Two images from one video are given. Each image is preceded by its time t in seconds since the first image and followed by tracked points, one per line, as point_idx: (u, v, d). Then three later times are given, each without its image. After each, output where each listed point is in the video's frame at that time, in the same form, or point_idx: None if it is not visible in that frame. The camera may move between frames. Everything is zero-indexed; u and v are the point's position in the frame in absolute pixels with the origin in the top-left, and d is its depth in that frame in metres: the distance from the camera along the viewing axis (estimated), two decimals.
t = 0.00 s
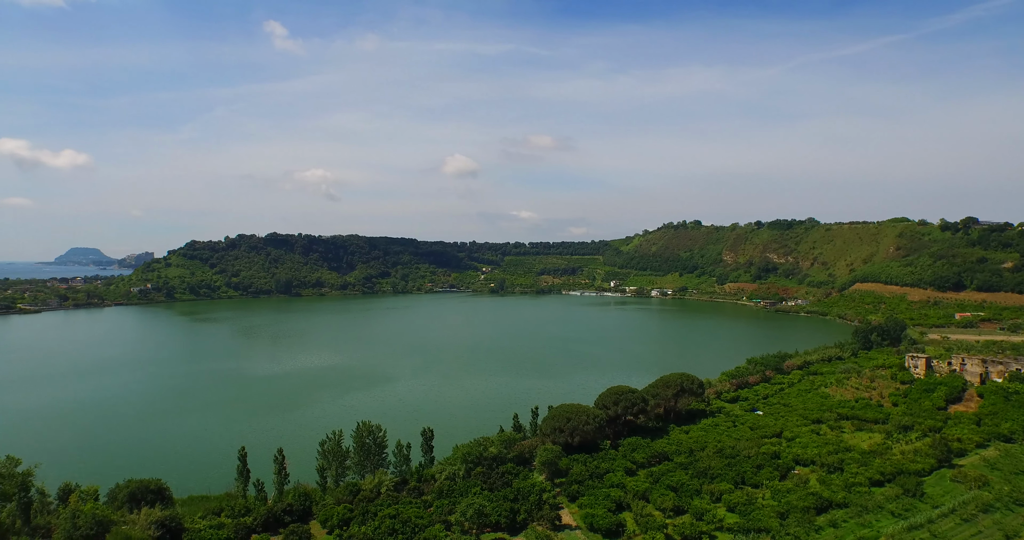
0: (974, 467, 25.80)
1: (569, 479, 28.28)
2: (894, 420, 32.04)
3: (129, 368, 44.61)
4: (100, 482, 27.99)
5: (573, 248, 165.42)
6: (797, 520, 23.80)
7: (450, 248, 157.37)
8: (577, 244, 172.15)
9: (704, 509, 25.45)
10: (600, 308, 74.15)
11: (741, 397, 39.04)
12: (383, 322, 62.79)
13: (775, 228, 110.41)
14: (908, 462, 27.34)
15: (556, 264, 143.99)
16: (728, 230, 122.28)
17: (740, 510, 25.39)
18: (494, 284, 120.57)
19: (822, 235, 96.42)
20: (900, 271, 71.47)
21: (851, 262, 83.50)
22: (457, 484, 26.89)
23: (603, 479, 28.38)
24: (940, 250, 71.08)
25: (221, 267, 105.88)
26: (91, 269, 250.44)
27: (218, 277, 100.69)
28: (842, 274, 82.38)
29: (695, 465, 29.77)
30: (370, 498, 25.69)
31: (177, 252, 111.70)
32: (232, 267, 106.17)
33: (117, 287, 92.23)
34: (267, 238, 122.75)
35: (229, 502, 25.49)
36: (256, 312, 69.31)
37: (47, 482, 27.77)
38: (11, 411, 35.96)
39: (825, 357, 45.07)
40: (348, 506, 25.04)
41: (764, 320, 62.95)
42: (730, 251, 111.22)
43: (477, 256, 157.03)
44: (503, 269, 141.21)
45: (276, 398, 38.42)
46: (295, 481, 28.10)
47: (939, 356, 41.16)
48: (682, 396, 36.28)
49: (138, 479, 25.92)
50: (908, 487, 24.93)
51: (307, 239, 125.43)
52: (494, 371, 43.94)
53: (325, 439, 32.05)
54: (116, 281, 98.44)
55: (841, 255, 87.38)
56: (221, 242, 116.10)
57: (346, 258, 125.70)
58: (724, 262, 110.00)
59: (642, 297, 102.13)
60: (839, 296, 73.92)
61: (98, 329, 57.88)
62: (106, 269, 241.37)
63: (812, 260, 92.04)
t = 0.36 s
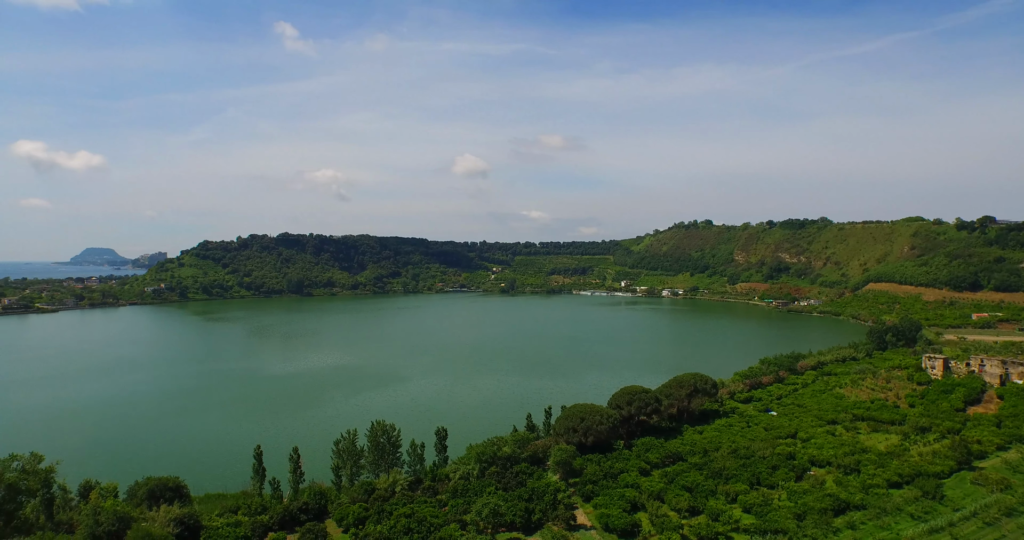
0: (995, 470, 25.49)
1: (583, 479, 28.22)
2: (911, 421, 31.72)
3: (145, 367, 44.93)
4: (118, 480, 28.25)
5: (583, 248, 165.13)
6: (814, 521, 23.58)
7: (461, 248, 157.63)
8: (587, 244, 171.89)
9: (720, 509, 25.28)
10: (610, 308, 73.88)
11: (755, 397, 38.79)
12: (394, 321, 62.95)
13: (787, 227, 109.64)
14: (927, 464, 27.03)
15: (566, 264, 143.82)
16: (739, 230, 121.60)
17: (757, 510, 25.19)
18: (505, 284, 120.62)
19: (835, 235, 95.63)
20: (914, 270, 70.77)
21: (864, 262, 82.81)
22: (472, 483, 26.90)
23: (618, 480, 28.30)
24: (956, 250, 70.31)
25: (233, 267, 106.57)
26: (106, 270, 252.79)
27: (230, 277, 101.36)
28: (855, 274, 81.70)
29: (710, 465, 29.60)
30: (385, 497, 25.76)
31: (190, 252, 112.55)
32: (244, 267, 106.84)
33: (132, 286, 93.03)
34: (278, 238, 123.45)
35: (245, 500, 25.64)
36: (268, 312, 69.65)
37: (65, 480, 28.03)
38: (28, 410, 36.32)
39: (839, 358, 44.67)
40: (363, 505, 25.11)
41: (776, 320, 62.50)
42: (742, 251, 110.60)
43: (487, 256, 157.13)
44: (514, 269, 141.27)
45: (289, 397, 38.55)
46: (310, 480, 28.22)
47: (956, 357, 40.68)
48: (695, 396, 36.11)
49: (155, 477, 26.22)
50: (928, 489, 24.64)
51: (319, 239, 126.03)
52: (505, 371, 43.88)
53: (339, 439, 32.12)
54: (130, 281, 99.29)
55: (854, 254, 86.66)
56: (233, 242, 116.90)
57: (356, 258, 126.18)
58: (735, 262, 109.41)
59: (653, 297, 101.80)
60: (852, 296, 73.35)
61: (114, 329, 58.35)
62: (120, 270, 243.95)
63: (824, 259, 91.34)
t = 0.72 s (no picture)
0: None
1: (604, 480, 28.08)
2: (940, 426, 31.07)
3: (169, 365, 45.65)
4: (147, 476, 28.76)
5: (601, 248, 164.59)
6: (842, 526, 23.15)
7: (478, 248, 158.04)
8: (607, 244, 171.48)
9: (745, 512, 24.95)
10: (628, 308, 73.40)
11: (777, 399, 38.26)
12: (413, 321, 63.28)
13: (808, 227, 108.20)
14: (958, 469, 26.46)
15: (584, 264, 143.47)
16: (759, 230, 120.31)
17: (782, 514, 24.80)
18: (522, 284, 120.61)
19: (858, 235, 94.17)
20: (940, 271, 69.39)
21: (888, 262, 81.48)
22: (494, 483, 26.93)
23: (640, 481, 28.12)
24: (984, 250, 68.80)
25: (254, 267, 108.02)
26: (131, 269, 257.56)
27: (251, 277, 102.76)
28: (878, 274, 80.39)
29: (733, 468, 29.26)
30: (408, 497, 25.88)
31: (212, 252, 114.34)
32: (265, 267, 108.24)
33: (155, 286, 94.71)
34: (298, 238, 124.89)
35: (270, 498, 25.93)
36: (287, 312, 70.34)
37: (95, 476, 28.58)
38: (59, 407, 37.11)
39: (863, 360, 43.92)
40: (386, 504, 25.25)
41: (797, 321, 61.69)
42: (762, 251, 109.40)
43: (506, 256, 157.36)
44: (531, 269, 141.26)
45: (310, 396, 38.86)
46: (333, 479, 28.44)
47: (987, 361, 39.77)
48: (717, 397, 35.77)
49: (182, 474, 26.71)
50: (960, 495, 24.11)
51: (338, 239, 127.28)
52: (525, 371, 43.82)
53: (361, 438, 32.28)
54: (155, 281, 101.20)
55: (878, 255, 85.25)
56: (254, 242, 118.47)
57: (375, 258, 127.16)
58: (755, 262, 108.27)
59: (672, 298, 101.16)
60: (876, 296, 72.15)
61: (140, 328, 59.45)
62: (145, 270, 249.05)
63: (846, 260, 90.04)
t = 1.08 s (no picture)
0: None
1: (635, 481, 27.83)
2: (984, 431, 30.00)
3: (204, 363, 46.68)
4: (185, 471, 29.44)
5: (627, 248, 163.32)
6: (882, 533, 22.38)
7: (504, 248, 158.36)
8: (633, 244, 170.02)
9: (779, 516, 24.38)
10: (655, 309, 72.56)
11: (810, 402, 37.38)
12: (439, 321, 63.67)
13: (839, 227, 105.80)
14: (1005, 478, 25.49)
15: (611, 264, 142.58)
16: (789, 229, 118.04)
17: (817, 519, 24.15)
18: (548, 284, 120.32)
19: (892, 234, 91.78)
20: (980, 271, 66.85)
21: (924, 262, 79.24)
22: (524, 483, 26.93)
23: (671, 483, 27.78)
24: None
25: (283, 267, 109.89)
26: (166, 269, 264.47)
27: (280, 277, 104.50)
28: (914, 275, 78.19)
29: (766, 471, 28.64)
30: (438, 495, 26.00)
31: (243, 252, 116.72)
32: (293, 267, 110.04)
33: (188, 285, 96.98)
34: (326, 238, 126.73)
35: (303, 495, 26.29)
36: (316, 311, 71.25)
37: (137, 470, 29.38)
38: (100, 402, 38.25)
39: (899, 362, 42.72)
40: (417, 502, 25.40)
41: (829, 322, 60.32)
42: (792, 251, 107.33)
43: (532, 256, 157.27)
44: (557, 269, 140.65)
45: (340, 395, 39.27)
46: (364, 476, 28.73)
47: None
48: (748, 399, 35.15)
49: (219, 469, 27.34)
50: (1008, 505, 23.23)
51: (365, 239, 128.77)
52: (552, 371, 43.61)
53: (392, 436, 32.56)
54: (188, 280, 103.67)
55: (913, 254, 82.97)
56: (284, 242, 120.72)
57: (402, 258, 128.29)
58: (785, 262, 106.22)
59: (700, 298, 99.83)
60: (912, 297, 70.11)
61: (176, 326, 60.97)
62: (178, 270, 254.72)
63: (880, 259, 87.82)
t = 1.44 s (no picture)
0: None
1: (662, 483, 27.49)
2: None
3: (234, 361, 47.51)
4: (218, 467, 29.97)
5: (652, 248, 161.89)
6: None
7: (528, 247, 158.30)
8: (658, 244, 168.39)
9: (812, 521, 23.65)
10: (679, 309, 71.71)
11: (841, 404, 36.34)
12: (463, 320, 63.94)
13: (870, 226, 103.37)
14: None
15: (635, 264, 141.53)
16: (817, 228, 115.73)
17: (852, 525, 23.31)
18: (572, 284, 119.97)
19: (926, 233, 89.38)
20: (1021, 271, 63.71)
21: (959, 262, 76.97)
22: (551, 484, 26.85)
23: (700, 485, 27.40)
24: None
25: (309, 267, 111.49)
26: (197, 269, 270.95)
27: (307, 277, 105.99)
28: (949, 275, 75.95)
29: (797, 475, 27.84)
30: (466, 495, 26.06)
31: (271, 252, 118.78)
32: (320, 267, 111.58)
33: (218, 285, 98.96)
34: (352, 238, 128.32)
35: (332, 492, 26.52)
36: (341, 311, 72.04)
37: (172, 465, 30.02)
38: (136, 399, 39.21)
39: (935, 365, 41.47)
40: (445, 501, 25.44)
41: (860, 323, 58.86)
42: (821, 251, 105.21)
43: (556, 256, 156.97)
44: (581, 269, 140.45)
45: (366, 394, 39.56)
46: (392, 475, 28.93)
47: None
48: (778, 401, 34.48)
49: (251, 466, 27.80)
50: None
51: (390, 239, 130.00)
52: (577, 372, 43.33)
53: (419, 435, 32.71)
54: (218, 279, 105.86)
55: (948, 254, 80.65)
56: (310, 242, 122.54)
57: (426, 258, 129.16)
58: (813, 262, 104.15)
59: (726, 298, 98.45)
60: (947, 298, 68.07)
61: (208, 325, 62.25)
62: (206, 270, 258.77)
63: (913, 259, 85.52)
